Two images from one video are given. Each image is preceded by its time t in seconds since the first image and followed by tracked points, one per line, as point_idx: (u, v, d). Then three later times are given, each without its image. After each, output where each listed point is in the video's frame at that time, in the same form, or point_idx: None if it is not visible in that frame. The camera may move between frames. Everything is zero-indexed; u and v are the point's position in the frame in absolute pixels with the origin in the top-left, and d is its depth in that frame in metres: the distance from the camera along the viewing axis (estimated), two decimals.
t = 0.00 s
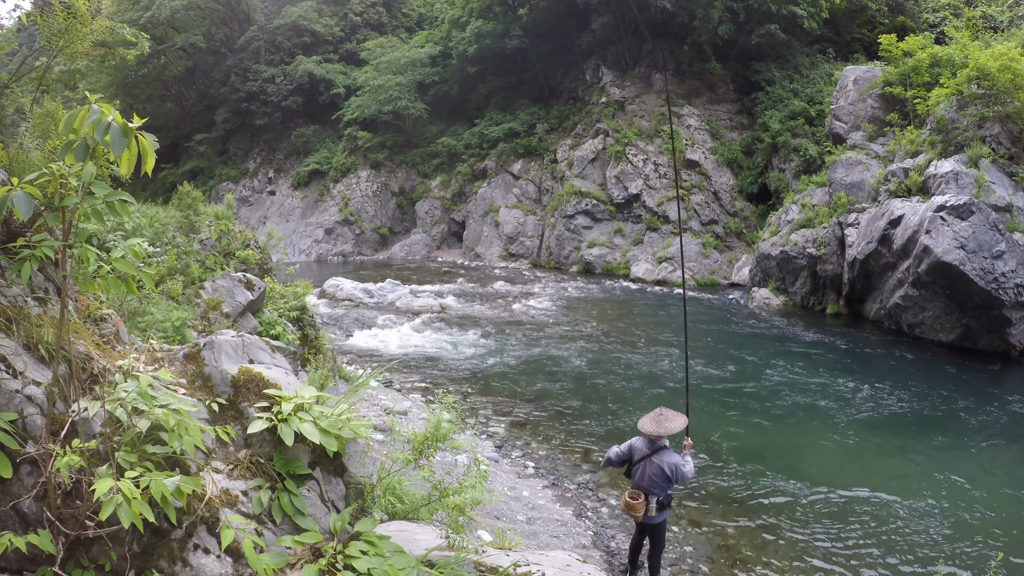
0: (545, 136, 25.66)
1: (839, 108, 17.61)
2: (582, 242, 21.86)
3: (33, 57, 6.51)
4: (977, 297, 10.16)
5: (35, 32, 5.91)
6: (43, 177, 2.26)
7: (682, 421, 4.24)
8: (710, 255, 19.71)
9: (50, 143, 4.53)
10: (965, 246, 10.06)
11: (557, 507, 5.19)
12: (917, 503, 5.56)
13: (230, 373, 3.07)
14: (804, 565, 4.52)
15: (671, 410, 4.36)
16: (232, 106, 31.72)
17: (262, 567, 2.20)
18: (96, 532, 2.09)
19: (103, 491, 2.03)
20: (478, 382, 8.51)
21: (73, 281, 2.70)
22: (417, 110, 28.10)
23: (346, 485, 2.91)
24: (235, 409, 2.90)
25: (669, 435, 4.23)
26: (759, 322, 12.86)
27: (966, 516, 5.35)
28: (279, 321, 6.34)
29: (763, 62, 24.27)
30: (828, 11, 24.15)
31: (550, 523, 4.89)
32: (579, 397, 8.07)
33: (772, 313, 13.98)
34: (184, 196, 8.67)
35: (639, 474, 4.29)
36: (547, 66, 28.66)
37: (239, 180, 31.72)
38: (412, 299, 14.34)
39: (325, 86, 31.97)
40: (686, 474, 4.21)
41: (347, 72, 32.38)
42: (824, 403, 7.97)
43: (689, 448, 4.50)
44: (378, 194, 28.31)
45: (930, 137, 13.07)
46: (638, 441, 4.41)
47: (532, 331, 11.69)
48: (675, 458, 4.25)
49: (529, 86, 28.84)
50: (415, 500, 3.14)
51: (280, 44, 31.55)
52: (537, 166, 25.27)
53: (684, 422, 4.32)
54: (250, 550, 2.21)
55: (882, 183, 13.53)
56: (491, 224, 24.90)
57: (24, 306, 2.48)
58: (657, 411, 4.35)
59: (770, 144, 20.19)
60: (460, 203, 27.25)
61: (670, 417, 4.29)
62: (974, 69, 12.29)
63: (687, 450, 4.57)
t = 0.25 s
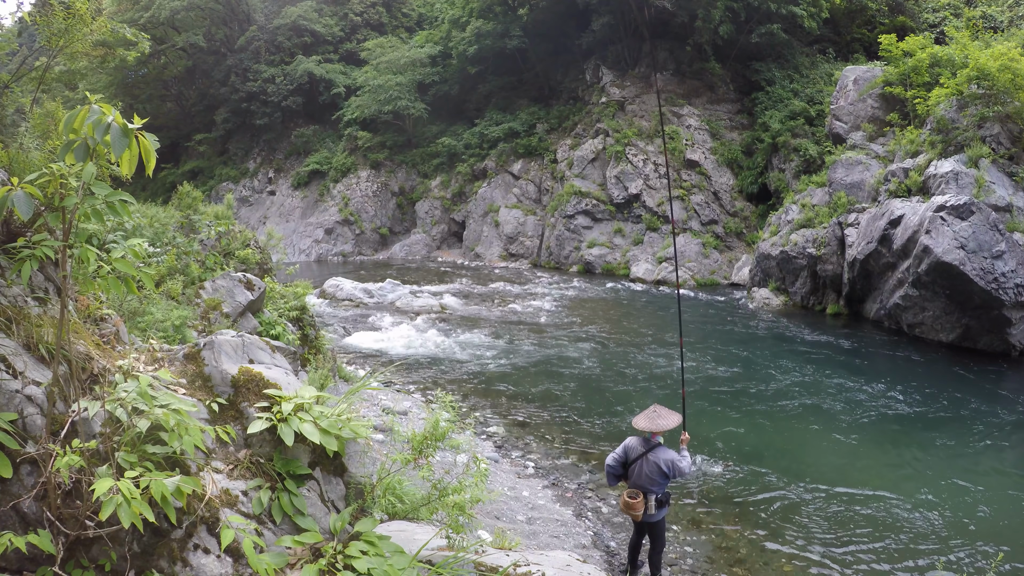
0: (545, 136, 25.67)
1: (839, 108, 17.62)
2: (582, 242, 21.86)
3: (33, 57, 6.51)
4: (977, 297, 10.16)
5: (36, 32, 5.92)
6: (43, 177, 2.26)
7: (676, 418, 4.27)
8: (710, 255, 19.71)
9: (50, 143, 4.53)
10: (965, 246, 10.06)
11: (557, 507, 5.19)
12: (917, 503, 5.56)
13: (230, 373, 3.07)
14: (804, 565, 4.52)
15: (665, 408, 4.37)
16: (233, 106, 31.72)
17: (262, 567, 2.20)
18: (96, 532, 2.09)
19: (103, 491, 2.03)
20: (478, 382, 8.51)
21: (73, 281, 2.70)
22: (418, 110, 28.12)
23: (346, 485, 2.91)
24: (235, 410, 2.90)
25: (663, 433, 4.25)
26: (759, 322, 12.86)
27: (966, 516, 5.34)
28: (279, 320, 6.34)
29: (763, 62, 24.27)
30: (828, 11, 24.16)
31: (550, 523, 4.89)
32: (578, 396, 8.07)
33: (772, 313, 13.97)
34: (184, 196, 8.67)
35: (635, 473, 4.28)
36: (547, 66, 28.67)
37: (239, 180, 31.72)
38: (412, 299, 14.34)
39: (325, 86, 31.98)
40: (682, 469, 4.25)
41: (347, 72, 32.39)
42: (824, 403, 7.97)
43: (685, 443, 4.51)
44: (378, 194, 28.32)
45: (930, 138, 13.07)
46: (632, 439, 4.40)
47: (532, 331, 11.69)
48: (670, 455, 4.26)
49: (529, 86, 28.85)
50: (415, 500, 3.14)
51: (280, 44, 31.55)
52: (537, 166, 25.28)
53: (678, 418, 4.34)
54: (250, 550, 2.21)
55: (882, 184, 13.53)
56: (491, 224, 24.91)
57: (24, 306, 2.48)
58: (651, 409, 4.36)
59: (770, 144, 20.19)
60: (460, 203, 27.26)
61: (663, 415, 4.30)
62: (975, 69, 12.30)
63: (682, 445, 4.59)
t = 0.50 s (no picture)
0: (545, 136, 25.68)
1: (839, 108, 17.61)
2: (582, 242, 21.85)
3: (33, 57, 6.52)
4: (976, 297, 10.15)
5: (36, 33, 5.93)
6: (43, 178, 2.26)
7: (672, 416, 4.32)
8: (710, 255, 19.71)
9: (50, 143, 4.53)
10: (965, 246, 10.06)
11: (557, 507, 5.19)
12: (918, 503, 5.55)
13: (230, 373, 3.07)
14: (804, 565, 4.51)
15: (661, 407, 4.42)
16: (233, 106, 31.73)
17: (262, 567, 2.20)
18: (96, 532, 2.09)
19: (103, 492, 2.02)
20: (478, 382, 8.51)
21: (73, 281, 2.70)
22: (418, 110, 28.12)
23: (346, 485, 2.91)
24: (235, 410, 2.90)
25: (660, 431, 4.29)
26: (759, 322, 12.86)
27: (966, 516, 5.34)
28: (279, 321, 6.33)
29: (763, 62, 24.27)
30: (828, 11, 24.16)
31: (550, 523, 4.89)
32: (578, 396, 8.07)
33: (772, 313, 13.97)
34: (184, 196, 8.68)
35: (632, 471, 4.30)
36: (547, 66, 28.67)
37: (239, 180, 31.72)
38: (412, 299, 14.34)
39: (325, 86, 31.98)
40: (680, 467, 4.25)
41: (347, 72, 32.40)
42: (824, 404, 7.97)
43: (685, 441, 4.52)
44: (378, 194, 28.32)
45: (930, 137, 13.06)
46: (629, 438, 4.43)
47: (532, 331, 11.69)
48: (667, 453, 4.28)
49: (529, 86, 28.85)
50: (415, 500, 3.14)
51: (280, 44, 31.56)
52: (537, 166, 25.28)
53: (674, 417, 4.38)
54: (250, 550, 2.21)
55: (882, 183, 13.53)
56: (491, 224, 24.91)
57: (24, 306, 2.48)
58: (647, 409, 4.41)
59: (770, 144, 20.18)
60: (460, 203, 27.25)
61: (660, 414, 4.35)
62: (975, 69, 12.30)
63: (681, 444, 4.59)
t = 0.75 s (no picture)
0: (545, 136, 25.69)
1: (839, 108, 17.61)
2: (582, 242, 21.85)
3: (33, 57, 6.53)
4: (977, 297, 10.15)
5: (37, 33, 5.94)
6: (43, 177, 2.25)
7: (667, 414, 4.32)
8: (710, 255, 19.72)
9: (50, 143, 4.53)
10: (965, 246, 10.06)
11: (557, 507, 5.19)
12: (918, 503, 5.55)
13: (230, 373, 3.07)
14: (804, 565, 4.51)
15: (658, 407, 4.43)
16: (233, 106, 31.73)
17: (262, 567, 2.20)
18: (96, 532, 2.09)
19: (103, 492, 2.02)
20: (478, 382, 8.51)
21: (73, 281, 2.70)
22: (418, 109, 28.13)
23: (346, 485, 2.91)
24: (235, 410, 2.90)
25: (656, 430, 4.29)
26: (759, 322, 12.87)
27: (966, 516, 5.33)
28: (279, 321, 6.33)
29: (763, 62, 24.27)
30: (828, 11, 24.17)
31: (550, 523, 4.89)
32: (579, 396, 8.07)
33: (772, 314, 13.97)
34: (184, 196, 8.68)
35: (630, 471, 4.32)
36: (547, 66, 28.67)
37: (239, 180, 31.72)
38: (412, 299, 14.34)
39: (325, 86, 31.98)
40: (677, 466, 4.23)
41: (347, 72, 32.41)
42: (825, 404, 7.96)
43: (683, 441, 4.51)
44: (378, 194, 28.33)
45: (930, 137, 13.06)
46: (628, 438, 4.46)
47: (533, 331, 11.69)
48: (663, 452, 4.27)
49: (529, 86, 28.85)
50: (415, 500, 3.13)
51: (280, 44, 31.57)
52: (537, 166, 25.28)
53: (670, 416, 4.38)
54: (250, 550, 2.21)
55: (882, 183, 13.53)
56: (491, 224, 24.91)
57: (24, 306, 2.48)
58: (644, 409, 4.42)
59: (770, 144, 20.17)
60: (460, 203, 27.25)
61: (656, 413, 4.36)
62: (974, 69, 12.30)
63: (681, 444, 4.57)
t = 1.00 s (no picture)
0: (545, 136, 25.68)
1: (839, 108, 17.61)
2: (582, 242, 21.85)
3: (33, 57, 6.52)
4: (977, 297, 10.15)
5: (36, 33, 5.93)
6: (43, 178, 2.25)
7: (663, 415, 4.33)
8: (710, 255, 19.71)
9: (49, 143, 4.53)
10: (965, 246, 10.07)
11: (557, 507, 5.19)
12: (918, 503, 5.54)
13: (230, 373, 3.07)
14: (804, 565, 4.51)
15: (656, 407, 4.44)
16: (232, 106, 31.72)
17: (263, 567, 2.21)
18: (96, 532, 2.09)
19: (103, 491, 2.03)
20: (479, 382, 8.52)
21: (73, 281, 2.71)
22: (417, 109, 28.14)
23: (346, 485, 2.91)
24: (235, 409, 2.90)
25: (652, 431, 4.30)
26: (758, 322, 12.87)
27: (967, 516, 5.33)
28: (279, 321, 6.33)
29: (763, 62, 24.27)
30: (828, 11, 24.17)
31: (550, 523, 4.89)
32: (578, 396, 8.08)
33: (772, 314, 13.98)
34: (184, 196, 8.68)
35: (627, 472, 4.34)
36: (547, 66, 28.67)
37: (239, 180, 31.72)
38: (412, 299, 14.35)
39: (325, 86, 31.98)
40: (673, 468, 4.22)
41: (347, 72, 32.41)
42: (825, 404, 7.96)
43: (681, 443, 4.50)
44: (378, 194, 28.33)
45: (930, 137, 13.05)
46: (626, 439, 4.50)
47: (532, 331, 11.70)
48: (658, 453, 4.27)
49: (529, 86, 28.85)
50: (415, 500, 3.14)
51: (280, 44, 31.56)
52: (537, 166, 25.28)
53: (667, 417, 4.39)
54: (250, 549, 2.22)
55: (882, 183, 13.53)
56: (491, 224, 24.92)
57: (24, 306, 2.48)
58: (642, 410, 4.44)
59: (770, 144, 20.16)
60: (460, 203, 27.25)
61: (653, 412, 4.39)
62: (974, 69, 12.29)
63: (680, 447, 4.57)
